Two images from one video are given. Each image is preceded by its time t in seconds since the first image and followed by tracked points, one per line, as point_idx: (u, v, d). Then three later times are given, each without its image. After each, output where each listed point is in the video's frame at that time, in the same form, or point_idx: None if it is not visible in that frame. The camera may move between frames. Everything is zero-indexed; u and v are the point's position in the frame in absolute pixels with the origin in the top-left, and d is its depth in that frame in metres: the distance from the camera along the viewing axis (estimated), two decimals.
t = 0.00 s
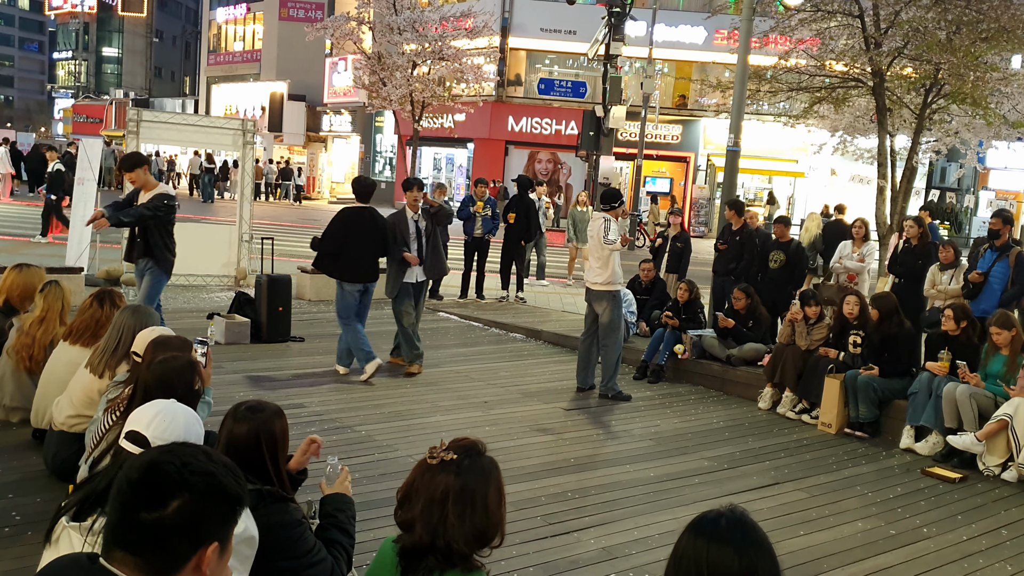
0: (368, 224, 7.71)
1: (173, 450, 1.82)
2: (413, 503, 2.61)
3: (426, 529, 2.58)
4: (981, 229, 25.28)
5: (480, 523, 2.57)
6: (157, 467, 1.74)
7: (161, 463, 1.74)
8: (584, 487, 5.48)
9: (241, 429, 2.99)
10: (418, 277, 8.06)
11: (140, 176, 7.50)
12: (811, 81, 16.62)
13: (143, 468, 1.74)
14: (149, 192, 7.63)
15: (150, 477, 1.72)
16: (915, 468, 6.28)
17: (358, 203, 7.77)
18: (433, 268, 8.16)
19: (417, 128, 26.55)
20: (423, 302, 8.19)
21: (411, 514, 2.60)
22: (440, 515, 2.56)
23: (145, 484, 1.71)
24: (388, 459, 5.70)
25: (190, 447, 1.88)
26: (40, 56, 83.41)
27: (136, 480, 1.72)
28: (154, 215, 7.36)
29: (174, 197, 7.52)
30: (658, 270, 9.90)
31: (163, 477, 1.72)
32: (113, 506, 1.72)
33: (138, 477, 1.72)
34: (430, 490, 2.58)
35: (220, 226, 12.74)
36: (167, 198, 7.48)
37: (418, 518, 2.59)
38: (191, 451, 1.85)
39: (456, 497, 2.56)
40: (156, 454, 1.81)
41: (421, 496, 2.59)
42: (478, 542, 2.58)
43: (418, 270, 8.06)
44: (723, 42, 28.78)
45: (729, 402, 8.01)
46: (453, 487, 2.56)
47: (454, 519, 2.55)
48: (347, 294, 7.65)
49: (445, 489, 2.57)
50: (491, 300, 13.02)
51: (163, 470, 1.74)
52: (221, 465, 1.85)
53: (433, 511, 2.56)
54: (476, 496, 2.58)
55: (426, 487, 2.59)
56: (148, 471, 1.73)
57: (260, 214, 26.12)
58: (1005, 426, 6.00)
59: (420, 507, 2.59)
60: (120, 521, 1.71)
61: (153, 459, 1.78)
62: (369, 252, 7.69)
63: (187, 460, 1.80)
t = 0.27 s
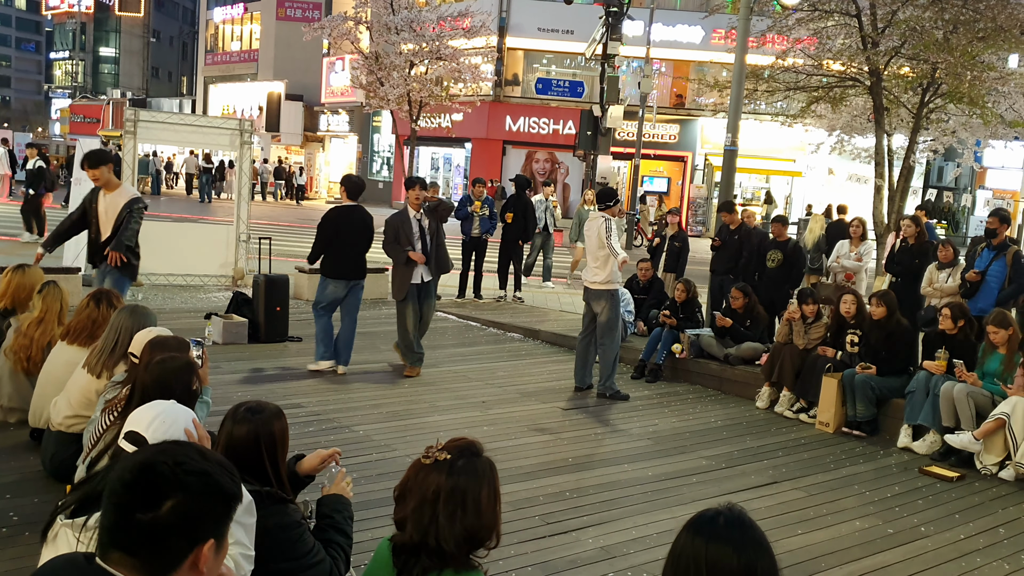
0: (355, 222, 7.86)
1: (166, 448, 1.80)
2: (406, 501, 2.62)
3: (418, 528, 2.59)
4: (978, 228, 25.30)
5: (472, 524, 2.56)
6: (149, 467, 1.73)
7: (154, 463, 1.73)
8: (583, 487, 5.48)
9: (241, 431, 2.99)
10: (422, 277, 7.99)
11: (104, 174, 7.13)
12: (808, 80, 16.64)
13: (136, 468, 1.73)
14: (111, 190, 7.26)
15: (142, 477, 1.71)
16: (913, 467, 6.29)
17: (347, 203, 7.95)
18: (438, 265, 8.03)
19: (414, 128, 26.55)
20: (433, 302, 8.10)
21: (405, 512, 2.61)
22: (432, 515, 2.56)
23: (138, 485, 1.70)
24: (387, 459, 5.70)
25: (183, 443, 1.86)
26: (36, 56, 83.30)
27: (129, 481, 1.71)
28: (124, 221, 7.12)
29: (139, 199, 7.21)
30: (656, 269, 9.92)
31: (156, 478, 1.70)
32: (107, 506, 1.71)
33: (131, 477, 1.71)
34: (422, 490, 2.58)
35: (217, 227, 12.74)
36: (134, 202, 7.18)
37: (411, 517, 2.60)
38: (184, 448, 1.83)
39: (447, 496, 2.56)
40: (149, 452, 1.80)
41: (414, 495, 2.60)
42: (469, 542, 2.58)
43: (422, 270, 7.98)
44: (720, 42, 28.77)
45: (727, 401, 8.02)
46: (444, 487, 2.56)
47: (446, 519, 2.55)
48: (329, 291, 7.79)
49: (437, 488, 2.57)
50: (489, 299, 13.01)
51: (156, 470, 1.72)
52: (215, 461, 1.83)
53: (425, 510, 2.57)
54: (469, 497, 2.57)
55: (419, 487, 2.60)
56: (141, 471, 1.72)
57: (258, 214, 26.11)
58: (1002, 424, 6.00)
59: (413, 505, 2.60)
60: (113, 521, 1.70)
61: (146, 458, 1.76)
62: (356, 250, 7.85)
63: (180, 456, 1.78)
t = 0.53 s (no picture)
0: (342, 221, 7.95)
1: (151, 445, 1.79)
2: (403, 499, 2.62)
3: (414, 526, 2.58)
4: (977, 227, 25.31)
5: (469, 523, 2.56)
6: (136, 465, 1.71)
7: (140, 461, 1.72)
8: (582, 485, 5.48)
9: (242, 430, 2.98)
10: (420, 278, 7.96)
11: (60, 170, 6.94)
12: (807, 79, 16.62)
13: (122, 467, 1.71)
14: (69, 185, 7.07)
15: (128, 477, 1.69)
16: (912, 465, 6.29)
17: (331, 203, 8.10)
18: (438, 267, 7.92)
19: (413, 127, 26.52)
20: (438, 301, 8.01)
21: (402, 511, 2.61)
22: (429, 514, 2.56)
23: (126, 484, 1.69)
24: (386, 458, 5.70)
25: (167, 439, 1.84)
26: (34, 55, 83.20)
27: (115, 481, 1.69)
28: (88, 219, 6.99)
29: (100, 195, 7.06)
30: (655, 267, 9.86)
31: (142, 477, 1.69)
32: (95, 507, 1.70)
33: (118, 477, 1.70)
34: (419, 488, 2.58)
35: (215, 226, 12.73)
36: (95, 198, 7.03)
37: (407, 516, 2.60)
38: (169, 445, 1.82)
39: (444, 495, 2.56)
40: (134, 450, 1.78)
41: (411, 493, 2.60)
42: (466, 541, 2.57)
43: (421, 270, 7.97)
44: (720, 41, 28.73)
45: (726, 400, 8.01)
46: (441, 485, 2.56)
47: (442, 518, 2.55)
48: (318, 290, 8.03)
49: (434, 486, 2.57)
50: (488, 299, 13.01)
51: (141, 468, 1.71)
52: (200, 455, 1.82)
53: (421, 508, 2.57)
54: (465, 495, 2.57)
55: (416, 485, 2.60)
56: (127, 469, 1.71)
57: (257, 213, 26.12)
58: (1001, 423, 6.01)
59: (409, 504, 2.60)
60: (100, 523, 1.69)
61: (131, 456, 1.74)
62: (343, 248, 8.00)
63: (165, 453, 1.77)
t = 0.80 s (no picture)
0: (322, 215, 8.08)
1: (142, 445, 1.78)
2: (403, 499, 2.62)
3: (413, 526, 2.58)
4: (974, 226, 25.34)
5: (467, 523, 2.56)
6: (125, 468, 1.70)
7: (130, 463, 1.71)
8: (580, 485, 5.49)
9: (239, 431, 2.98)
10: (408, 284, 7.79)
11: None
12: (805, 79, 16.63)
13: (112, 469, 1.70)
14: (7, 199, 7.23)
15: (119, 480, 1.69)
16: (910, 465, 6.30)
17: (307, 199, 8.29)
18: (429, 274, 7.68)
19: (411, 127, 26.52)
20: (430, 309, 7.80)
21: (400, 510, 2.61)
22: (428, 513, 2.56)
23: (116, 488, 1.68)
24: (383, 458, 5.69)
25: (157, 438, 1.84)
26: (32, 55, 83.09)
27: (105, 483, 1.69)
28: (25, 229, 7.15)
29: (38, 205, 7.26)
30: (653, 267, 9.89)
31: (133, 481, 1.68)
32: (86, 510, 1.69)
33: (108, 481, 1.69)
34: (417, 488, 2.59)
35: (214, 226, 12.72)
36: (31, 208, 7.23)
37: (405, 515, 2.60)
38: (159, 444, 1.80)
39: (444, 494, 2.56)
40: (125, 450, 1.77)
41: (410, 493, 2.61)
42: (464, 541, 2.57)
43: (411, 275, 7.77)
44: (717, 40, 28.73)
45: (724, 399, 8.03)
46: (440, 484, 2.57)
47: (441, 517, 2.55)
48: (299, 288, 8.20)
49: (433, 486, 2.57)
50: (486, 298, 13.02)
51: (130, 471, 1.70)
52: (190, 454, 1.81)
53: (420, 508, 2.57)
54: (463, 495, 2.58)
55: (415, 485, 2.60)
56: (118, 472, 1.70)
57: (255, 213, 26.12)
58: (998, 422, 6.01)
59: (408, 503, 2.60)
60: (90, 525, 1.68)
61: (121, 458, 1.73)
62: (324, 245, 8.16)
63: (155, 453, 1.76)
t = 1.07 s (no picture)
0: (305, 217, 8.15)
1: (125, 452, 1.68)
2: (407, 502, 2.60)
3: (420, 529, 2.57)
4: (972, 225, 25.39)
5: (475, 522, 2.57)
6: (106, 480, 1.61)
7: (111, 474, 1.61)
8: (579, 485, 5.49)
9: (238, 431, 2.99)
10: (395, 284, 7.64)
11: None
12: (802, 79, 16.63)
13: (92, 480, 1.61)
14: None
15: (100, 492, 1.59)
16: (907, 464, 6.30)
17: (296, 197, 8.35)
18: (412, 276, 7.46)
19: (409, 127, 26.48)
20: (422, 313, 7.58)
21: (406, 514, 2.59)
22: (435, 516, 2.55)
23: (97, 501, 1.58)
24: (381, 458, 5.69)
25: (141, 442, 1.73)
26: (29, 54, 82.94)
27: (86, 494, 1.59)
28: None
29: None
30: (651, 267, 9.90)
31: (115, 493, 1.59)
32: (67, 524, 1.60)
33: (89, 494, 1.59)
34: (423, 491, 2.57)
35: (211, 227, 12.70)
36: None
37: (412, 519, 2.58)
38: (143, 451, 1.70)
39: (450, 497, 2.56)
40: (106, 459, 1.67)
41: (415, 496, 2.58)
42: (471, 541, 2.58)
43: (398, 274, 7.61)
44: (715, 40, 28.74)
45: (722, 398, 8.03)
46: (446, 486, 2.56)
47: (449, 519, 2.55)
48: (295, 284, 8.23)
49: (439, 488, 2.56)
50: (484, 298, 13.02)
51: (112, 481, 1.60)
52: (176, 457, 1.71)
53: (427, 512, 2.56)
54: (468, 496, 2.58)
55: (420, 488, 2.59)
56: (99, 485, 1.60)
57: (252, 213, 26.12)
58: (996, 421, 6.02)
59: (414, 507, 2.58)
60: (71, 539, 1.59)
61: (102, 467, 1.63)
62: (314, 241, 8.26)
63: (140, 460, 1.66)
